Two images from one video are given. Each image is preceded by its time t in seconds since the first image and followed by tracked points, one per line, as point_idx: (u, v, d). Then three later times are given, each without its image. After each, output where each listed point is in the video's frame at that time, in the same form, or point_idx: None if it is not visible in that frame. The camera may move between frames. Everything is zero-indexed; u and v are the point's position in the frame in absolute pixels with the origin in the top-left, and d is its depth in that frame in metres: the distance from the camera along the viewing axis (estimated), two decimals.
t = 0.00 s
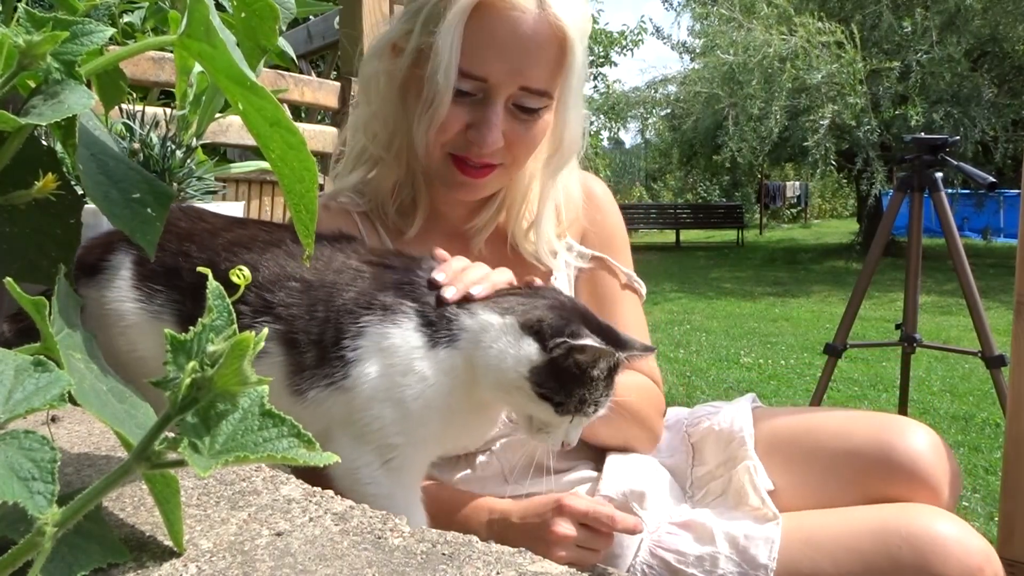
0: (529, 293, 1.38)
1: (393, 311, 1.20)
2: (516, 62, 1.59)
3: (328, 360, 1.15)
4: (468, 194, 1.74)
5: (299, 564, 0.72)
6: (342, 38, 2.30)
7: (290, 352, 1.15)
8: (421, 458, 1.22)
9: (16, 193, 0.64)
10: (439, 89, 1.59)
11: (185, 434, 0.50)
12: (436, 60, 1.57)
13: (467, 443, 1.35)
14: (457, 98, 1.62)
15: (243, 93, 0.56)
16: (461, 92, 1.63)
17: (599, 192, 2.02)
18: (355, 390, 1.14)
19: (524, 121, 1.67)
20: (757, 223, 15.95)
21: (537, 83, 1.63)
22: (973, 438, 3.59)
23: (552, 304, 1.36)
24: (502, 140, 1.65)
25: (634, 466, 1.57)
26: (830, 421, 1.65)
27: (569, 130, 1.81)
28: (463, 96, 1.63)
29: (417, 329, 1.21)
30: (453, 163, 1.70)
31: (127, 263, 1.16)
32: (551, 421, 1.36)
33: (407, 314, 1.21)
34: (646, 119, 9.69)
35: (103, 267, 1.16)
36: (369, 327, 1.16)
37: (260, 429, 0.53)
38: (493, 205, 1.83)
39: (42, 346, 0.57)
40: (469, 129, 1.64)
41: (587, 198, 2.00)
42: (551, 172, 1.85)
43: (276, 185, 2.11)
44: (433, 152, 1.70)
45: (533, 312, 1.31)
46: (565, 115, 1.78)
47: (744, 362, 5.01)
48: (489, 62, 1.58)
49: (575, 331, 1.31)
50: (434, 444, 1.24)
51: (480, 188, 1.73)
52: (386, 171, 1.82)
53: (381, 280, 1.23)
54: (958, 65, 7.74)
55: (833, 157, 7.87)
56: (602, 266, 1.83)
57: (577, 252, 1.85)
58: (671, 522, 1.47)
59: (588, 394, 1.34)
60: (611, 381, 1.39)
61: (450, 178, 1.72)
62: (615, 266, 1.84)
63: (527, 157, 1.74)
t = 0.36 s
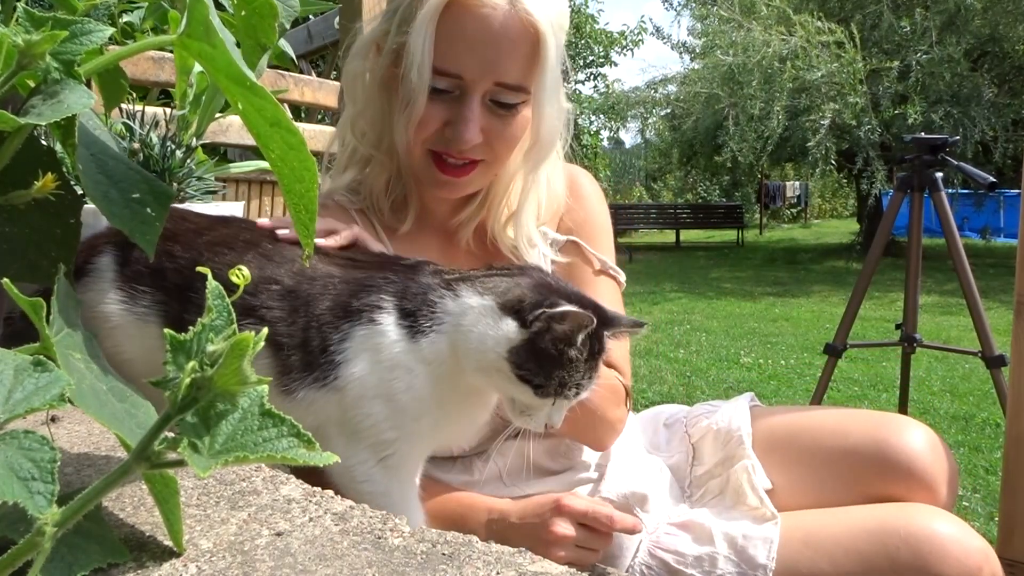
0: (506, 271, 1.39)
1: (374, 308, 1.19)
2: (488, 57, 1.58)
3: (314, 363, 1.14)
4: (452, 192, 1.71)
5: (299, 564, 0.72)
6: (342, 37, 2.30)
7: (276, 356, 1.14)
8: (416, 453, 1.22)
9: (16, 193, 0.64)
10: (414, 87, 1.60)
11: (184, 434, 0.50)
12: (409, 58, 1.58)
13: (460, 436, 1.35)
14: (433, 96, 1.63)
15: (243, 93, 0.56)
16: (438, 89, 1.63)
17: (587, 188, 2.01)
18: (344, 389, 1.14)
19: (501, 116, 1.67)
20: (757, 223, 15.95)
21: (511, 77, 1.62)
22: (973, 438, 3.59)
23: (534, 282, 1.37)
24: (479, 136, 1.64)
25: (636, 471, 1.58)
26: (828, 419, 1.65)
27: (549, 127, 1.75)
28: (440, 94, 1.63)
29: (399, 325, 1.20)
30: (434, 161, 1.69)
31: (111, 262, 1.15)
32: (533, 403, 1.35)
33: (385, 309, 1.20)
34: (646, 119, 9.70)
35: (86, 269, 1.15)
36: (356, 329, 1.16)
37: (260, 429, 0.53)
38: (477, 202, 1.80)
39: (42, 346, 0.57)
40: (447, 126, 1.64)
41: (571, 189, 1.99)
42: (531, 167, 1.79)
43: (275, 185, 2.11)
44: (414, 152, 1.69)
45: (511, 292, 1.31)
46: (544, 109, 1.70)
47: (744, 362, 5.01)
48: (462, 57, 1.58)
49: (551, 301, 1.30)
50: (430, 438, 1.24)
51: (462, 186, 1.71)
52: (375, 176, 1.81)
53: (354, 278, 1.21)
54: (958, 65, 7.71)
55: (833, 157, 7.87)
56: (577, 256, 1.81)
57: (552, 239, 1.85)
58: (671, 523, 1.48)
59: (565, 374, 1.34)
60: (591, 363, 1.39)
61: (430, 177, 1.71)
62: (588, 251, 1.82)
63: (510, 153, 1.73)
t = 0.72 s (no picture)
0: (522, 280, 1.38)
1: (399, 307, 1.20)
2: (426, 44, 1.55)
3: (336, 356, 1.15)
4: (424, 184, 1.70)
5: (299, 564, 0.72)
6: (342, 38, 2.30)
7: (302, 343, 1.15)
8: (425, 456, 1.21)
9: (17, 193, 0.64)
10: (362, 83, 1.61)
11: (184, 434, 0.50)
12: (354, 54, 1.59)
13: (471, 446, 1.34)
14: (385, 90, 1.62)
15: (243, 93, 0.56)
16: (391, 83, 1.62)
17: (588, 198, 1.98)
18: (357, 383, 1.14)
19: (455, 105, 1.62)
20: (757, 223, 15.95)
21: (455, 62, 1.57)
22: (972, 438, 3.59)
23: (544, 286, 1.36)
24: (434, 125, 1.61)
25: (634, 467, 1.58)
26: (821, 415, 1.66)
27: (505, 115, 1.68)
28: (392, 89, 1.61)
29: (421, 328, 1.21)
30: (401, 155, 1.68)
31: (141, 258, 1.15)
32: (539, 409, 1.32)
33: (410, 311, 1.21)
34: (646, 119, 9.70)
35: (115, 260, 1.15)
36: (375, 325, 1.16)
37: (260, 429, 0.53)
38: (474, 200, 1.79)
39: (42, 346, 0.57)
40: (402, 119, 1.62)
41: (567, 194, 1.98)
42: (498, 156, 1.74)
43: (276, 185, 2.11)
44: (382, 147, 1.70)
45: (514, 293, 1.30)
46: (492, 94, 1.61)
47: (743, 362, 5.01)
48: (403, 47, 1.56)
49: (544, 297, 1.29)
50: (439, 443, 1.23)
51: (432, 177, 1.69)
52: (368, 171, 1.76)
53: (395, 275, 1.25)
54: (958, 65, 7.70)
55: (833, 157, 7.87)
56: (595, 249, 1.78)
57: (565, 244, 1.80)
58: (667, 519, 1.48)
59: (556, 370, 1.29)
60: (600, 368, 1.36)
61: (401, 171, 1.70)
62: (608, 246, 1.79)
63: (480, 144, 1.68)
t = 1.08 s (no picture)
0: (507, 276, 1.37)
1: (380, 313, 1.19)
2: (367, 47, 1.54)
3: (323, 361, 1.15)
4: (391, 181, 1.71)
5: (299, 564, 0.72)
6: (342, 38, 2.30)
7: (287, 346, 1.16)
8: (420, 457, 1.22)
9: (17, 193, 0.64)
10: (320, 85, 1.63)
11: (184, 434, 0.50)
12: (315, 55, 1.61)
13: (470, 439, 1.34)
14: (345, 90, 1.63)
15: (242, 93, 0.56)
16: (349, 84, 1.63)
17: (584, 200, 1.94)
18: (346, 391, 1.14)
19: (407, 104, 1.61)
20: (757, 224, 15.95)
21: (397, 64, 1.55)
22: (973, 438, 3.59)
23: (528, 284, 1.34)
24: (384, 126, 1.61)
25: (632, 466, 1.57)
26: (818, 413, 1.66)
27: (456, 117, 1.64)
28: (351, 90, 1.62)
29: (403, 330, 1.19)
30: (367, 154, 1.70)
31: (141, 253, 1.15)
32: (529, 403, 1.34)
33: (390, 316, 1.19)
34: (646, 119, 9.70)
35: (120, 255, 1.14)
36: (360, 333, 1.16)
37: (260, 429, 0.53)
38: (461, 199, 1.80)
39: (42, 346, 0.57)
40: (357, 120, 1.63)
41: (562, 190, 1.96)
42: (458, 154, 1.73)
43: (276, 185, 2.11)
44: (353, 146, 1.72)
45: (503, 292, 1.29)
46: (429, 98, 1.56)
47: (743, 362, 5.02)
48: (349, 49, 1.55)
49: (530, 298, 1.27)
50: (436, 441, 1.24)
51: (396, 176, 1.70)
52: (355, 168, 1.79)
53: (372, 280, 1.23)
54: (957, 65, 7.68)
55: (833, 157, 7.87)
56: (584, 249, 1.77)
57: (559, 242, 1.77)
58: (665, 518, 1.49)
59: (539, 368, 1.31)
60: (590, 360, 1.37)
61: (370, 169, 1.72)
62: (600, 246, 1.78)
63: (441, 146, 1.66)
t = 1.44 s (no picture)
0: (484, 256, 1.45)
1: (369, 303, 1.24)
2: (357, 45, 1.54)
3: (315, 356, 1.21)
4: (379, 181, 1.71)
5: (299, 564, 0.72)
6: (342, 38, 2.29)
7: (280, 343, 1.22)
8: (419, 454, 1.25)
9: (17, 193, 0.64)
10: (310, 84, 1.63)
11: (185, 434, 0.50)
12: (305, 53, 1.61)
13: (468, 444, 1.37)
14: (334, 90, 1.63)
15: (243, 93, 0.56)
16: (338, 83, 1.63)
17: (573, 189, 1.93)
18: (339, 385, 1.20)
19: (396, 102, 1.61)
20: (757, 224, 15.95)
21: (385, 61, 1.55)
22: (973, 438, 3.59)
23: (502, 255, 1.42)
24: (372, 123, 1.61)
25: (633, 466, 1.58)
26: (816, 410, 1.66)
27: (444, 116, 1.64)
28: (340, 90, 1.62)
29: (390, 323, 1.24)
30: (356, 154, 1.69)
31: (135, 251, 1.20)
32: (493, 374, 1.30)
33: (380, 305, 1.25)
34: (646, 119, 9.69)
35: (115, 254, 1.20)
36: (350, 326, 1.22)
37: (260, 429, 0.53)
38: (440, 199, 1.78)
39: (42, 346, 0.57)
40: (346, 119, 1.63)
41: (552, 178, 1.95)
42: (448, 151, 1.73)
43: (275, 185, 2.11)
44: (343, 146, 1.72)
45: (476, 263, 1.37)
46: (417, 96, 1.55)
47: (743, 362, 5.01)
48: (339, 47, 1.56)
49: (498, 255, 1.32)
50: (434, 441, 1.27)
51: (383, 175, 1.70)
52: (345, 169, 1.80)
53: (358, 274, 1.29)
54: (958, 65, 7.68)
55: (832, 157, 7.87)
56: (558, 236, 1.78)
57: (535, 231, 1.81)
58: (665, 517, 1.49)
59: (495, 332, 1.29)
60: (558, 325, 1.35)
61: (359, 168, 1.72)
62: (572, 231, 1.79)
63: (429, 144, 1.66)
